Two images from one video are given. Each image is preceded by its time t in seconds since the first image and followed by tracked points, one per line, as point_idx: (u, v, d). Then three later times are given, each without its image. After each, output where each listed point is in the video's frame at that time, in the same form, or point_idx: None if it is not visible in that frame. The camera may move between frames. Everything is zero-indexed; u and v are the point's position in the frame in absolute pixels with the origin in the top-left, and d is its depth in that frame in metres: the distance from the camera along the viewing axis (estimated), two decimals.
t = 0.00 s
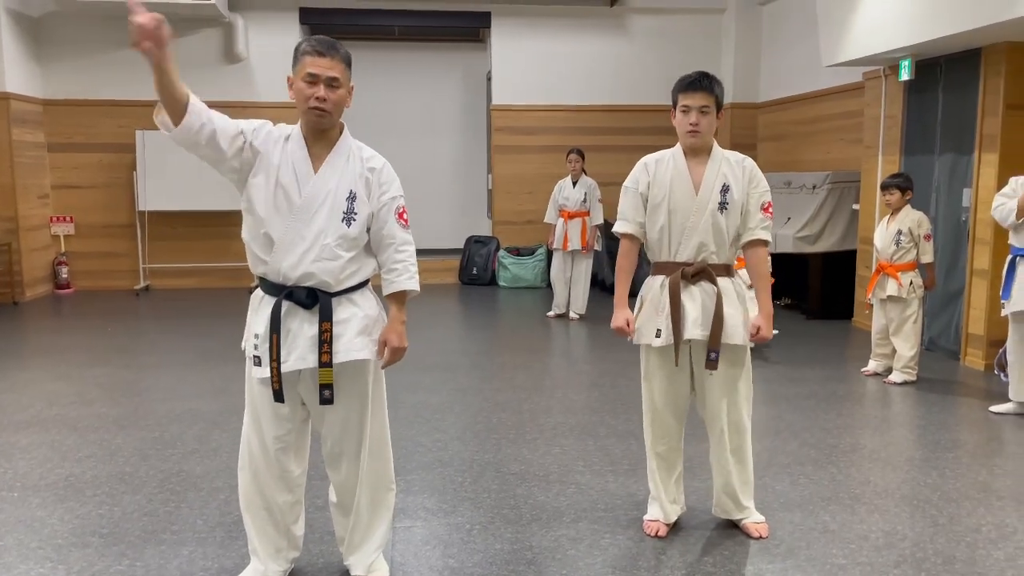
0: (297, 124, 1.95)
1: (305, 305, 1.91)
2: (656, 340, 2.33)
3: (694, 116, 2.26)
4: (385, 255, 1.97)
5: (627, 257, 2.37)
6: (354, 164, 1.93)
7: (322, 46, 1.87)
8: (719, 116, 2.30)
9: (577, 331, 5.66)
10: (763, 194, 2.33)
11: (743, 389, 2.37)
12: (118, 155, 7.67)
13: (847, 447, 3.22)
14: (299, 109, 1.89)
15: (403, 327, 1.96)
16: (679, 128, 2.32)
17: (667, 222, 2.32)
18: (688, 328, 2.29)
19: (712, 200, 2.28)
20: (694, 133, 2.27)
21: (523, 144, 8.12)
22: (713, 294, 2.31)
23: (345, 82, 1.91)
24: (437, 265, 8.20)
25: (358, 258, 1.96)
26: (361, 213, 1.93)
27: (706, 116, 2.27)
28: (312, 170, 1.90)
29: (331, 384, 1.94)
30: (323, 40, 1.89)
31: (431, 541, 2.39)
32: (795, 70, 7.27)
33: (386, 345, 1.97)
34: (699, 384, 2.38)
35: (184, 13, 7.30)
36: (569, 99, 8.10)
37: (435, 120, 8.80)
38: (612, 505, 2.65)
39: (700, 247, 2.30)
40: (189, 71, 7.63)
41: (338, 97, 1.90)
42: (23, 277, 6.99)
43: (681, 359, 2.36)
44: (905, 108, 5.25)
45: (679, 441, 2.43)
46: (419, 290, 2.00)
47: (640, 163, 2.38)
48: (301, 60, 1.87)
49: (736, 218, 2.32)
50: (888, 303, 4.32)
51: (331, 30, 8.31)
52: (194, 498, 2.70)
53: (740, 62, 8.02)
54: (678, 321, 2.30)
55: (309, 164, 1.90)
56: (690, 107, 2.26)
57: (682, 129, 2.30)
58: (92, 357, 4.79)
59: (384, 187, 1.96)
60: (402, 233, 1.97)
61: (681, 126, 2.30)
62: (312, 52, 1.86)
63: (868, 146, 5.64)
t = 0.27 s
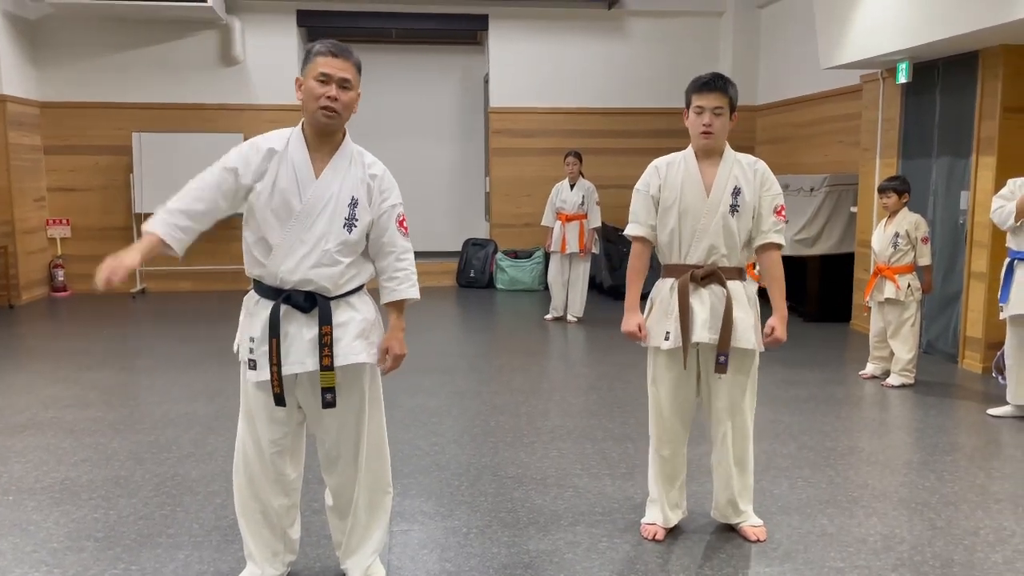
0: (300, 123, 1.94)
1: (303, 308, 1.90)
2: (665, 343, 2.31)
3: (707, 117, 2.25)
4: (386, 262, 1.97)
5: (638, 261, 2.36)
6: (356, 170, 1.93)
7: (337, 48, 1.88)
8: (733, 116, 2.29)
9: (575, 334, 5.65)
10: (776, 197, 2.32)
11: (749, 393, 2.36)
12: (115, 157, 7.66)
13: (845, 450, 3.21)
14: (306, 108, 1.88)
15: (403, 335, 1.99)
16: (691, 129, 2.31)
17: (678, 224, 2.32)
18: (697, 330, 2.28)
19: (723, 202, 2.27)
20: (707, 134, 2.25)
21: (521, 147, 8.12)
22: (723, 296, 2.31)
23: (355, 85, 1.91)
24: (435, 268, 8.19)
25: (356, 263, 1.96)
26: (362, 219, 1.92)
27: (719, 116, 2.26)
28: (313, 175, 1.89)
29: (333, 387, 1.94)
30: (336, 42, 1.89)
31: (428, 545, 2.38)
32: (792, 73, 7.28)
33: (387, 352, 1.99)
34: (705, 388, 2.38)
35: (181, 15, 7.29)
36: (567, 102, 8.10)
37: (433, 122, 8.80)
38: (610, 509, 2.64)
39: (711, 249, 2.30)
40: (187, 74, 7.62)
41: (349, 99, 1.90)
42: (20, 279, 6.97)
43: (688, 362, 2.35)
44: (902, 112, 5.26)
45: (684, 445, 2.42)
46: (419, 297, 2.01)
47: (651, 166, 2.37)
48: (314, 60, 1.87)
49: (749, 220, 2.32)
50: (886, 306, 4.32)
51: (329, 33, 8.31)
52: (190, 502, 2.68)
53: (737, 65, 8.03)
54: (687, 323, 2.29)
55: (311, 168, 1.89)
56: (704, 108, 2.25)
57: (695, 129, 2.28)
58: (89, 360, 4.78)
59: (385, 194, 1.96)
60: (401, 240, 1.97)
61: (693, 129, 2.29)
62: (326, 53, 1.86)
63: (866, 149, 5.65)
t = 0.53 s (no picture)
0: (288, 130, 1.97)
1: (298, 311, 1.91)
2: (673, 347, 2.33)
3: (724, 116, 2.26)
4: (383, 258, 1.98)
5: (651, 265, 2.37)
6: (344, 169, 1.93)
7: (318, 49, 1.91)
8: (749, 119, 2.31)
9: (574, 337, 5.66)
10: (788, 205, 2.32)
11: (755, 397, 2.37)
12: (114, 160, 7.67)
13: (843, 452, 3.22)
14: (291, 110, 1.90)
15: (406, 334, 2.01)
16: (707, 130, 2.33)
17: (688, 229, 2.33)
18: (704, 335, 2.29)
19: (734, 207, 2.28)
20: (722, 134, 2.27)
21: (520, 150, 8.13)
22: (731, 301, 2.31)
23: (339, 85, 1.94)
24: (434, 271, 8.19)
25: (352, 263, 1.96)
26: (352, 218, 1.92)
27: (736, 116, 2.27)
28: (301, 179, 1.90)
29: (322, 391, 1.94)
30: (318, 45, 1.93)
31: (427, 547, 2.39)
32: (791, 77, 7.30)
33: (390, 351, 2.01)
34: (712, 391, 2.38)
35: (181, 19, 7.30)
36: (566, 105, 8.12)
37: (432, 126, 8.81)
38: (608, 512, 2.64)
39: (719, 254, 2.30)
40: (186, 77, 7.64)
41: (334, 98, 1.92)
42: (19, 282, 6.97)
43: (695, 365, 2.35)
44: (900, 115, 5.27)
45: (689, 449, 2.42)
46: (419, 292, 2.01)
47: (665, 170, 2.39)
48: (296, 63, 1.91)
49: (760, 227, 2.31)
50: (884, 308, 4.33)
51: (328, 36, 8.32)
52: (189, 504, 2.69)
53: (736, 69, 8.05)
54: (693, 327, 2.30)
55: (297, 173, 1.90)
56: (720, 107, 2.26)
57: (710, 130, 2.30)
58: (88, 363, 4.78)
59: (376, 190, 1.96)
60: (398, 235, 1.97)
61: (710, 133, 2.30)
62: (308, 54, 1.90)
63: (863, 152, 5.66)
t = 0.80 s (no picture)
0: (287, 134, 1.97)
1: (298, 314, 1.92)
2: (682, 347, 2.33)
3: (737, 127, 2.26)
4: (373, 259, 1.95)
5: (666, 265, 2.38)
6: (341, 171, 1.94)
7: (304, 56, 1.87)
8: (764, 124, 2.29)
9: (574, 339, 5.66)
10: (802, 210, 2.32)
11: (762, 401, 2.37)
12: (114, 163, 7.68)
13: (842, 455, 3.22)
14: (284, 120, 1.90)
15: (388, 326, 1.93)
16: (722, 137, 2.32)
17: (701, 231, 2.33)
18: (709, 337, 2.29)
19: (747, 211, 2.28)
20: (736, 145, 2.27)
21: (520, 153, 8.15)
22: (739, 305, 2.31)
23: (330, 90, 1.92)
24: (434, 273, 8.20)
25: (351, 265, 1.96)
26: (349, 220, 1.92)
27: (749, 126, 2.26)
28: (299, 182, 1.92)
29: (322, 394, 1.93)
30: (304, 49, 1.89)
31: (427, 549, 2.39)
32: (790, 80, 7.31)
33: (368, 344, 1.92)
34: (720, 393, 2.39)
35: (181, 22, 7.31)
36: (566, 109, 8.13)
37: (432, 128, 8.83)
38: (609, 514, 2.65)
39: (730, 255, 2.30)
40: (187, 80, 7.65)
41: (325, 106, 1.91)
42: (19, 285, 6.98)
43: (702, 367, 2.35)
44: (900, 118, 5.28)
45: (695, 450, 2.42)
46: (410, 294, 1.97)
47: (680, 171, 2.39)
48: (284, 71, 1.88)
49: (772, 230, 2.31)
50: (883, 312, 4.34)
51: (328, 39, 8.34)
52: (189, 507, 2.69)
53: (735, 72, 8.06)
54: (700, 329, 2.30)
55: (296, 176, 1.91)
56: (733, 118, 2.25)
57: (724, 139, 2.30)
58: (88, 365, 4.79)
59: (372, 191, 1.94)
60: (390, 236, 1.94)
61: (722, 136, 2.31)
62: (296, 63, 1.87)
63: (863, 155, 5.68)
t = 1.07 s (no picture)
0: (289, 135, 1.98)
1: (298, 318, 1.92)
2: (687, 347, 2.34)
3: (749, 149, 2.25)
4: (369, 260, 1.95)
5: (678, 265, 2.39)
6: (342, 172, 1.94)
7: (309, 59, 1.89)
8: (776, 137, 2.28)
9: (575, 342, 5.67)
10: (814, 212, 2.32)
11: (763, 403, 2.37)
12: (116, 166, 7.69)
13: (843, 458, 3.22)
14: (288, 122, 1.91)
15: (374, 332, 1.91)
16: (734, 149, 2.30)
17: (713, 233, 2.33)
18: (714, 337, 2.30)
19: (760, 213, 2.28)
20: (747, 164, 2.27)
21: (521, 156, 8.15)
22: (746, 306, 2.30)
23: (334, 94, 1.93)
24: (434, 276, 8.21)
25: (351, 267, 1.97)
26: (350, 221, 1.93)
27: (761, 146, 2.25)
28: (301, 182, 1.92)
29: (325, 396, 1.94)
30: (309, 52, 1.91)
31: (429, 552, 2.39)
32: (791, 83, 7.32)
33: (351, 348, 1.90)
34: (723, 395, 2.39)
35: (183, 25, 7.33)
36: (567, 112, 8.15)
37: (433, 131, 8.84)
38: (610, 517, 2.65)
39: (741, 256, 2.30)
40: (189, 83, 7.66)
41: (329, 109, 1.92)
42: (21, 288, 6.99)
43: (706, 369, 2.35)
44: (900, 121, 5.29)
45: (699, 453, 2.42)
46: (403, 296, 1.96)
47: (693, 173, 2.39)
48: (289, 74, 1.89)
49: (783, 232, 2.31)
50: (884, 314, 4.34)
51: (330, 43, 8.35)
52: (191, 509, 2.70)
53: (736, 75, 8.08)
54: (706, 329, 2.30)
55: (298, 177, 1.92)
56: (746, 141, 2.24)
57: (736, 153, 2.29)
58: (90, 368, 4.79)
59: (372, 192, 1.95)
60: (386, 237, 1.94)
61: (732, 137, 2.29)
62: (301, 66, 1.88)
63: (863, 158, 5.68)
